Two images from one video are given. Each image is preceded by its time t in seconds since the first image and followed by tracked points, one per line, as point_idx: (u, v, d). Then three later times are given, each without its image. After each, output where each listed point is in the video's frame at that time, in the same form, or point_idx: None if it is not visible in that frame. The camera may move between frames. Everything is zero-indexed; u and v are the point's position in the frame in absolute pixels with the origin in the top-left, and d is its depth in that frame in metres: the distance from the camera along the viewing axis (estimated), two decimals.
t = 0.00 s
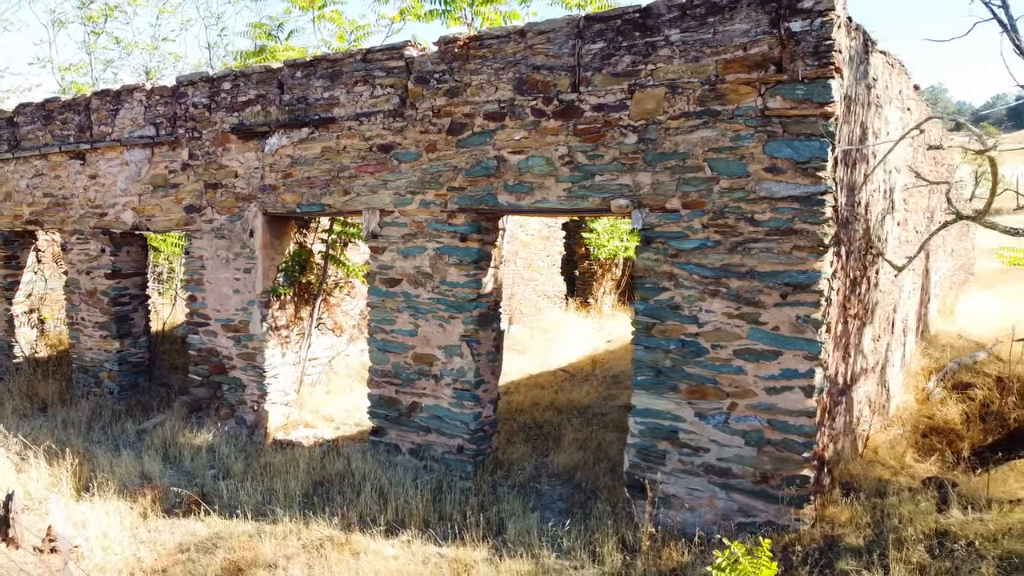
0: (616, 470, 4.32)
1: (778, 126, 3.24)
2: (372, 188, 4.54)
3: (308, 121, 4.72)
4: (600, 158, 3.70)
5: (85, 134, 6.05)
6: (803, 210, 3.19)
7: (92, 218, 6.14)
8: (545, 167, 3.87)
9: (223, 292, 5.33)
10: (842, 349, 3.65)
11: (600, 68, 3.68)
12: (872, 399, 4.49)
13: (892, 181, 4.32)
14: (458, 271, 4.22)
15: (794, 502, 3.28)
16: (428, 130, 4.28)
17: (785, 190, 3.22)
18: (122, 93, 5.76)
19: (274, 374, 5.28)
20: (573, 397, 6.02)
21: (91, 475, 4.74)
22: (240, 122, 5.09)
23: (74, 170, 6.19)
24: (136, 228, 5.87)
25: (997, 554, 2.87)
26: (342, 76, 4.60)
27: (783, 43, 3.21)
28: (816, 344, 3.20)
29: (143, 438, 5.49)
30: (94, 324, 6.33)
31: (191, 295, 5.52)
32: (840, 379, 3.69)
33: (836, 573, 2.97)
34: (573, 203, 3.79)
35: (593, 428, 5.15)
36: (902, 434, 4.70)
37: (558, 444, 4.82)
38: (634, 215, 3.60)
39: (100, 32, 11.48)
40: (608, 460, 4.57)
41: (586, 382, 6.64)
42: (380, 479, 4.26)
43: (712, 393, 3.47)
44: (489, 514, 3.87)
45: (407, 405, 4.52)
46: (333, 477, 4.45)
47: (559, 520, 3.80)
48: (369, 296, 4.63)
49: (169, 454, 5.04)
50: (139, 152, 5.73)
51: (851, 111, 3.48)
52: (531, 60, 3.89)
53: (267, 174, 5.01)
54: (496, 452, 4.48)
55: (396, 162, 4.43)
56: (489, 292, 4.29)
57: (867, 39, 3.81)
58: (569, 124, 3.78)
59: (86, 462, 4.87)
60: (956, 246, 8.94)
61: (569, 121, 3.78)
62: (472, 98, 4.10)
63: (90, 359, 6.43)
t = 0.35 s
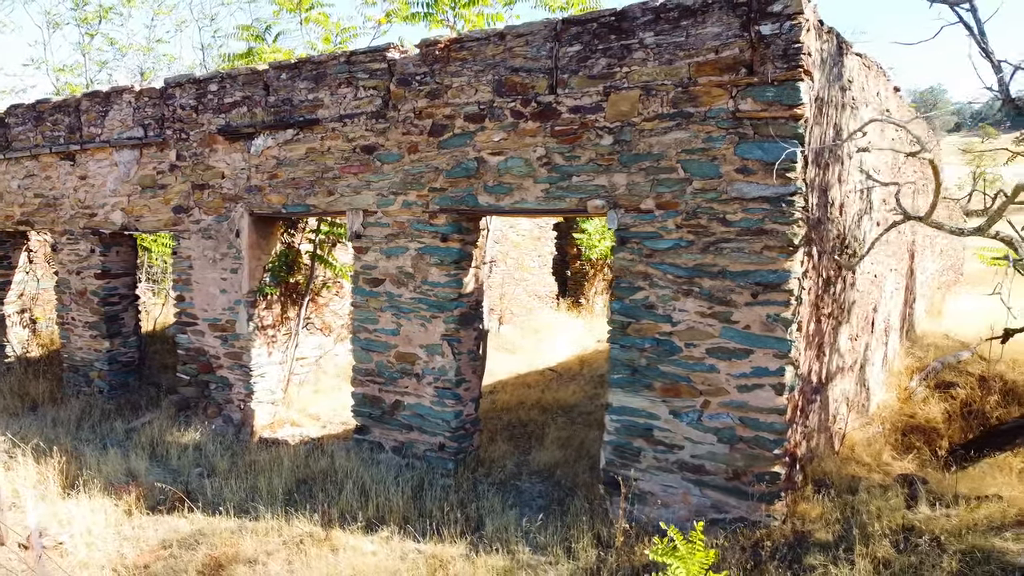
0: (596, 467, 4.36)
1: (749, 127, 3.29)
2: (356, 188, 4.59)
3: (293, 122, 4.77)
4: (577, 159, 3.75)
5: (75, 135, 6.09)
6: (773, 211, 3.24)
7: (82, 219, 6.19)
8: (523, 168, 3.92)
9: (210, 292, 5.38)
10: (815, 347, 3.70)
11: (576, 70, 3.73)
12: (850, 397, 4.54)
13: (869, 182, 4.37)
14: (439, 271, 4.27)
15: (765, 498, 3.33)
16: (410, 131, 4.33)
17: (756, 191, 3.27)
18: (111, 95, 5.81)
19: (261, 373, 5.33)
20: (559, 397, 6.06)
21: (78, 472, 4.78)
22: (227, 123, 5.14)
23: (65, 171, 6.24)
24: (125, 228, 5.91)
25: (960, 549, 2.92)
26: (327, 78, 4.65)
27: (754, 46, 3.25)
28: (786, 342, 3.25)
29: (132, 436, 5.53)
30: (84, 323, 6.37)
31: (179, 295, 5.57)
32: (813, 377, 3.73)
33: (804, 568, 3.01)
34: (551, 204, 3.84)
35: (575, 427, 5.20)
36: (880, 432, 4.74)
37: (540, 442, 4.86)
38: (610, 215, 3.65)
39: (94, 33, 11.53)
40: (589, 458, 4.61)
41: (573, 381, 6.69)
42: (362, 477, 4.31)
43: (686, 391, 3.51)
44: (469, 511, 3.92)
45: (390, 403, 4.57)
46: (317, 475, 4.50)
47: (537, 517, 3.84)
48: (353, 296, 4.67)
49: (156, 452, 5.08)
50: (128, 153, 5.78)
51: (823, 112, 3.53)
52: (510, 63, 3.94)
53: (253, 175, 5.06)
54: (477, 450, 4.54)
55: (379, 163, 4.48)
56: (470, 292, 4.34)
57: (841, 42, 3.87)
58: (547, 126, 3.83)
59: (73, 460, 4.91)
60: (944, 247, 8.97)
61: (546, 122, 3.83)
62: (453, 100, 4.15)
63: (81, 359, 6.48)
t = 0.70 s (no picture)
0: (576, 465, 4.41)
1: (720, 129, 3.34)
2: (340, 189, 4.64)
3: (278, 124, 4.82)
4: (554, 160, 3.80)
5: (65, 136, 6.14)
6: (743, 211, 3.29)
7: (72, 219, 6.24)
8: (502, 169, 3.97)
9: (197, 292, 5.44)
10: (789, 346, 3.75)
11: (553, 73, 3.78)
12: (827, 395, 4.59)
13: (845, 183, 4.42)
14: (421, 271, 4.33)
15: (736, 494, 3.39)
16: (392, 132, 4.39)
17: (726, 191, 3.32)
18: (100, 96, 5.86)
19: (248, 371, 5.39)
20: (544, 395, 6.12)
21: (65, 469, 4.83)
22: (214, 124, 5.20)
23: (55, 172, 6.30)
24: (115, 229, 5.97)
25: (923, 543, 2.99)
26: (311, 80, 4.70)
27: (724, 49, 3.30)
28: (756, 341, 3.30)
29: (121, 434, 5.58)
30: (75, 322, 6.43)
31: (168, 294, 5.63)
32: (786, 375, 3.79)
33: (772, 562, 3.07)
34: (529, 204, 3.90)
35: (558, 425, 5.25)
36: (858, 429, 4.80)
37: (522, 440, 4.91)
38: (586, 215, 3.71)
39: (88, 35, 11.59)
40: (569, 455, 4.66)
41: (559, 379, 6.73)
42: (345, 474, 4.36)
43: (659, 389, 3.57)
44: (448, 507, 3.97)
45: (374, 401, 4.63)
46: (300, 472, 4.55)
47: (515, 513, 3.90)
48: (336, 295, 4.73)
49: (144, 450, 5.13)
50: (117, 154, 5.83)
51: (794, 114, 3.58)
52: (489, 65, 4.00)
53: (239, 175, 5.12)
54: (459, 448, 4.59)
55: (362, 164, 4.53)
56: (451, 291, 4.39)
57: (815, 45, 3.92)
58: (525, 127, 3.88)
59: (61, 457, 4.96)
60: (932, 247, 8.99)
61: (524, 124, 3.88)
62: (434, 101, 4.21)
63: (71, 358, 6.53)
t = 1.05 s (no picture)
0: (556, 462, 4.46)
1: (690, 131, 3.39)
2: (323, 190, 4.70)
3: (263, 125, 4.88)
4: (530, 161, 3.86)
5: (55, 137, 6.20)
6: (713, 211, 3.35)
7: (62, 219, 6.30)
8: (480, 170, 4.03)
9: (184, 291, 5.50)
10: (761, 344, 3.81)
11: (530, 75, 3.84)
12: (804, 393, 4.65)
13: (821, 183, 4.47)
14: (402, 270, 4.38)
15: (707, 490, 3.44)
16: (373, 134, 4.44)
17: (697, 192, 3.37)
18: (89, 98, 5.92)
19: (234, 370, 5.44)
20: (530, 394, 6.17)
21: (52, 467, 4.87)
22: (200, 125, 5.25)
23: (45, 172, 6.36)
24: (104, 229, 6.02)
25: (886, 537, 3.05)
26: (295, 82, 4.76)
27: (694, 53, 3.36)
28: (725, 339, 3.36)
29: (109, 432, 5.63)
30: (64, 322, 6.48)
31: (155, 293, 5.68)
32: (760, 373, 3.84)
33: (739, 556, 3.12)
34: (506, 205, 3.95)
35: (541, 423, 5.30)
36: (836, 427, 4.85)
37: (504, 438, 4.97)
38: (561, 216, 3.76)
39: (82, 36, 11.65)
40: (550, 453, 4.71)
41: (545, 379, 6.78)
42: (327, 471, 4.42)
43: (633, 387, 3.62)
44: (427, 504, 4.02)
45: (357, 400, 4.68)
46: (284, 470, 4.60)
47: (493, 509, 3.95)
48: (320, 294, 4.78)
49: (131, 448, 5.18)
50: (106, 155, 5.89)
51: (766, 116, 3.64)
52: (467, 67, 4.05)
53: (225, 176, 5.17)
54: (440, 446, 4.65)
55: (345, 164, 4.59)
56: (432, 291, 4.44)
57: (789, 47, 3.97)
58: (502, 129, 3.93)
59: (48, 455, 5.01)
60: (924, 245, 8.96)
61: (502, 126, 3.94)
62: (415, 103, 4.26)
63: (61, 357, 6.58)
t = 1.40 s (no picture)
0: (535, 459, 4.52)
1: (662, 133, 3.45)
2: (307, 190, 4.75)
3: (247, 126, 4.93)
4: (507, 162, 3.91)
5: (45, 138, 6.25)
6: (683, 212, 3.40)
7: (51, 219, 6.35)
8: (459, 171, 4.08)
9: (171, 291, 5.55)
10: (735, 342, 3.87)
11: (506, 77, 3.89)
12: (782, 392, 4.71)
13: (797, 184, 4.53)
14: (383, 270, 4.44)
15: (679, 486, 3.50)
16: (355, 135, 4.50)
17: (668, 193, 3.43)
18: (78, 99, 5.97)
19: (220, 369, 5.50)
20: (516, 393, 6.22)
21: (39, 464, 4.92)
22: (186, 127, 5.30)
23: (36, 173, 6.41)
24: (92, 229, 6.07)
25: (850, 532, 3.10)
26: (279, 83, 4.81)
27: (665, 55, 3.41)
28: (696, 337, 3.41)
29: (97, 430, 5.67)
30: (54, 321, 6.54)
31: (143, 293, 5.74)
32: (733, 371, 3.89)
33: (707, 550, 3.17)
34: (484, 205, 4.01)
35: (524, 421, 5.36)
36: (814, 425, 4.90)
37: (486, 436, 5.02)
38: (537, 216, 3.81)
39: (76, 37, 11.70)
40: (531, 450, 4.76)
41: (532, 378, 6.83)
42: (310, 468, 4.47)
43: (607, 384, 3.67)
44: (406, 500, 4.08)
45: (340, 398, 4.74)
46: (268, 467, 4.65)
47: (471, 506, 4.01)
48: (303, 294, 4.83)
49: (118, 445, 5.23)
50: (94, 156, 5.94)
51: (737, 118, 3.68)
52: (446, 70, 4.11)
53: (211, 176, 5.23)
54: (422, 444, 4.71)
55: (328, 165, 4.64)
56: (412, 290, 4.50)
57: (763, 50, 4.02)
58: (480, 130, 3.99)
59: (35, 452, 5.05)
60: (909, 246, 9.01)
61: (480, 127, 3.99)
62: (395, 105, 4.31)
63: (51, 356, 6.63)
